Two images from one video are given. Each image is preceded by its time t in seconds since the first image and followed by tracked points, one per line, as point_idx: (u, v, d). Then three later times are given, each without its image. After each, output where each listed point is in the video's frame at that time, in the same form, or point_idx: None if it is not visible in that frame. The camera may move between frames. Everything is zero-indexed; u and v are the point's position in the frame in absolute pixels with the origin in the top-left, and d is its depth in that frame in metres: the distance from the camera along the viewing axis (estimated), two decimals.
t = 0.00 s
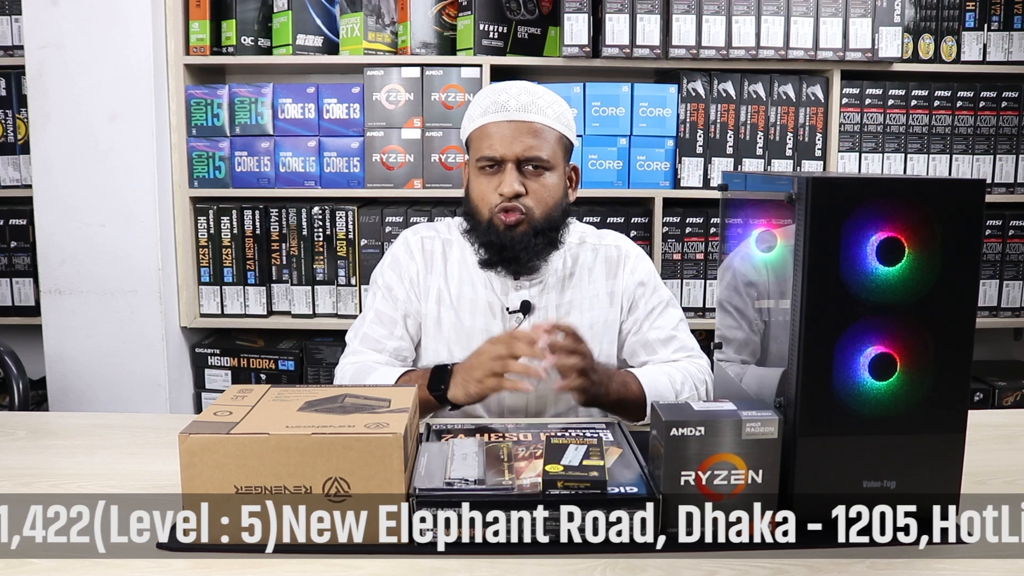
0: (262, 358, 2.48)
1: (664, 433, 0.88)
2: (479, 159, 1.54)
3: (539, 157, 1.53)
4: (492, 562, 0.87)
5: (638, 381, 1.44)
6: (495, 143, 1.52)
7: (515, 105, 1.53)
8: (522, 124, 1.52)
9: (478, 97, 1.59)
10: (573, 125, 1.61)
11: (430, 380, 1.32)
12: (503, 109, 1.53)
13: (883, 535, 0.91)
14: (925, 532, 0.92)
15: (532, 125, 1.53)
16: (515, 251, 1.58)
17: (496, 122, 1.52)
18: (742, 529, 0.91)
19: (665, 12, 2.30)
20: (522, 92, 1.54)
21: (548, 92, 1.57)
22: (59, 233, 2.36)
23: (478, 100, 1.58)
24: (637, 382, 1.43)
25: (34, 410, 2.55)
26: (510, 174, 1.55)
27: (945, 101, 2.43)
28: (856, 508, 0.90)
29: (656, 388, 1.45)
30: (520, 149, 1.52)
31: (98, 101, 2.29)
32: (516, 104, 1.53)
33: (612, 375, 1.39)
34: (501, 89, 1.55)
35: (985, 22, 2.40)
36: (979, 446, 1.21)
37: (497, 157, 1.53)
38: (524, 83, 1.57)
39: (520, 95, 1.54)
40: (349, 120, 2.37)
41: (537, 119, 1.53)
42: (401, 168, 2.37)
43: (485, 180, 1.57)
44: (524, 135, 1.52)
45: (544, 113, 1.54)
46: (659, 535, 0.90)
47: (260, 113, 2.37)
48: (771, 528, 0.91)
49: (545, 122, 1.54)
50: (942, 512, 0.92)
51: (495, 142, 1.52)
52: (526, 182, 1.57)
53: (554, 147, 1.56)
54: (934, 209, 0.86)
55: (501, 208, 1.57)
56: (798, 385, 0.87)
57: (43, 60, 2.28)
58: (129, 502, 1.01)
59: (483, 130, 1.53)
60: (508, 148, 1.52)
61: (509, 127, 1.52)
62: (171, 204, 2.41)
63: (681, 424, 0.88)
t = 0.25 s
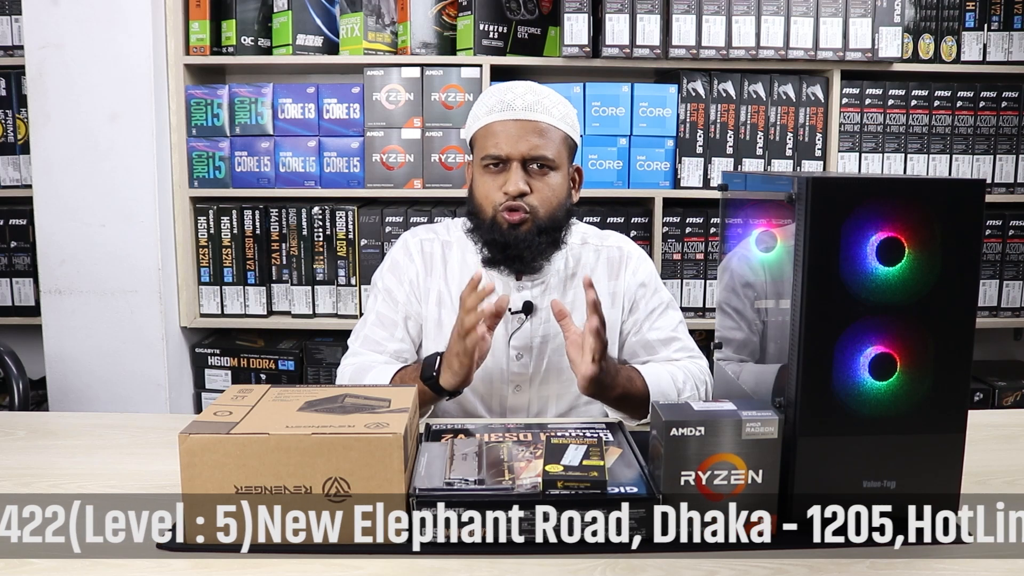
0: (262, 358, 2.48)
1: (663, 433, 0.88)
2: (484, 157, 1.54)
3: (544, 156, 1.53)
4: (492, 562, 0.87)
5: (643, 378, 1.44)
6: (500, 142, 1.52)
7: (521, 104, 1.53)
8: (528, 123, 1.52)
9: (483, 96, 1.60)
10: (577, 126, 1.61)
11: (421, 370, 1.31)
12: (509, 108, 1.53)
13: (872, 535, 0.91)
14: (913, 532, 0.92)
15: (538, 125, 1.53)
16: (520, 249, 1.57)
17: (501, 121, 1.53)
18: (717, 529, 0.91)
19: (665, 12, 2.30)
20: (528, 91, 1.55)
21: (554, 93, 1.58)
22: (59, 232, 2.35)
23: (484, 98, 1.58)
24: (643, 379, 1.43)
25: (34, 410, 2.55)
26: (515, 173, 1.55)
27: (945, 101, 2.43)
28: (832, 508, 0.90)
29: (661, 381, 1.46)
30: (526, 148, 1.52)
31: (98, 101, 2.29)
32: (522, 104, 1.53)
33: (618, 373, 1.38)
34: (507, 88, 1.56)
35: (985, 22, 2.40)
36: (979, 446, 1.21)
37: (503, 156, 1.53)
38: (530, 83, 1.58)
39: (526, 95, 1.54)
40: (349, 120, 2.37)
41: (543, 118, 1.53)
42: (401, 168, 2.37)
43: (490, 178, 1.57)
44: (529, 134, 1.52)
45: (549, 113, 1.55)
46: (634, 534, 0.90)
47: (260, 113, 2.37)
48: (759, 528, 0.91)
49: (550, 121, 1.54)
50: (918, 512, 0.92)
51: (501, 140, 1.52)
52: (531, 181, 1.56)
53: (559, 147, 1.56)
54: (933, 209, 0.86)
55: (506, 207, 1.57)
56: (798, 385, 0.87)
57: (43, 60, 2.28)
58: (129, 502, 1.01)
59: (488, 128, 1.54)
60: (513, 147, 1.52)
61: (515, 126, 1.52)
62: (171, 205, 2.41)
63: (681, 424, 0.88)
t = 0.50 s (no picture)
0: (262, 357, 2.48)
1: (664, 433, 0.88)
2: (476, 153, 1.55)
3: (535, 152, 1.54)
4: (492, 562, 0.87)
5: (635, 383, 1.44)
6: (491, 137, 1.53)
7: (511, 101, 1.53)
8: (519, 119, 1.53)
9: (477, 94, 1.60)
10: (570, 124, 1.62)
11: (436, 379, 1.30)
12: (500, 104, 1.53)
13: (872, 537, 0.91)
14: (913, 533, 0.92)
15: (529, 120, 1.53)
16: (513, 247, 1.58)
17: (493, 117, 1.53)
18: (693, 529, 0.90)
19: (665, 12, 2.30)
20: (519, 88, 1.55)
21: (546, 90, 1.58)
22: (59, 232, 2.36)
23: (477, 96, 1.58)
24: (633, 383, 1.43)
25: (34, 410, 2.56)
26: (506, 168, 1.55)
27: (945, 101, 2.43)
28: (805, 509, 0.90)
29: (655, 388, 1.44)
30: (517, 143, 1.53)
31: (99, 101, 2.29)
32: (513, 100, 1.53)
33: (604, 379, 1.40)
34: (499, 86, 1.56)
35: (985, 22, 2.40)
36: (979, 446, 1.21)
37: (493, 152, 1.53)
38: (522, 81, 1.58)
39: (517, 91, 1.54)
40: (349, 120, 2.37)
41: (534, 114, 1.53)
42: (401, 168, 2.37)
43: (482, 175, 1.57)
44: (520, 129, 1.52)
45: (541, 109, 1.55)
46: (610, 535, 0.89)
47: (260, 113, 2.37)
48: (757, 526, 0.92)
49: (541, 117, 1.54)
50: (919, 512, 0.92)
51: (492, 136, 1.53)
52: (523, 176, 1.56)
53: (550, 143, 1.56)
54: (934, 209, 0.86)
55: (498, 203, 1.58)
56: (798, 385, 0.87)
57: (43, 60, 2.28)
58: (129, 502, 1.01)
59: (480, 125, 1.54)
60: (504, 143, 1.53)
61: (507, 122, 1.52)
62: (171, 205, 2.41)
63: (681, 424, 0.88)
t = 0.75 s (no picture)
0: (262, 357, 2.48)
1: (663, 433, 0.88)
2: (468, 152, 1.55)
3: (527, 148, 1.54)
4: (492, 562, 0.87)
5: (625, 391, 1.42)
6: (482, 135, 1.53)
7: (502, 99, 1.54)
8: (510, 116, 1.53)
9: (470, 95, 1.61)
10: (564, 121, 1.62)
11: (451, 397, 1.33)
12: (491, 102, 1.54)
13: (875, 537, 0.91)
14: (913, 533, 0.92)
15: (520, 117, 1.53)
16: (507, 246, 1.56)
17: (483, 115, 1.54)
18: (669, 530, 0.90)
19: (665, 12, 2.30)
20: (510, 87, 1.55)
21: (538, 87, 1.58)
22: (58, 232, 2.35)
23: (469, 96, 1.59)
24: (623, 391, 1.42)
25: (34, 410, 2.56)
26: (498, 165, 1.55)
27: (945, 101, 2.43)
28: (782, 509, 0.90)
29: (649, 392, 1.44)
30: (508, 140, 1.53)
31: (99, 101, 2.29)
32: (503, 98, 1.54)
33: (591, 389, 1.39)
34: (490, 85, 1.57)
35: (985, 22, 2.40)
36: (979, 446, 1.21)
37: (484, 150, 1.54)
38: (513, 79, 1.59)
39: (507, 90, 1.55)
40: (349, 120, 2.37)
41: (525, 111, 1.54)
42: (401, 168, 2.37)
43: (474, 173, 1.58)
44: (511, 126, 1.53)
45: (532, 106, 1.55)
46: (586, 536, 0.89)
47: (261, 113, 2.37)
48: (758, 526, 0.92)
49: (532, 114, 1.54)
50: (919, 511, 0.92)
51: (483, 134, 1.53)
52: (515, 173, 1.56)
53: (542, 139, 1.56)
54: (934, 209, 0.86)
55: (492, 202, 1.58)
56: (798, 385, 0.87)
57: (43, 60, 2.28)
58: (129, 502, 1.01)
59: (472, 124, 1.55)
60: (496, 140, 1.53)
61: (498, 119, 1.53)
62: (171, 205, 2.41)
63: (681, 424, 0.88)
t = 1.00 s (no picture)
0: (262, 357, 2.48)
1: (664, 433, 0.88)
2: (471, 156, 1.55)
3: (531, 153, 1.54)
4: (492, 562, 0.87)
5: (625, 391, 1.42)
6: (486, 140, 1.53)
7: (505, 102, 1.53)
8: (513, 120, 1.53)
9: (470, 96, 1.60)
10: (566, 122, 1.61)
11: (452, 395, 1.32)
12: (493, 105, 1.53)
13: (876, 535, 0.91)
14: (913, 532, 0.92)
15: (523, 121, 1.53)
16: (510, 247, 1.57)
17: (486, 119, 1.53)
18: (644, 530, 0.90)
19: (665, 12, 2.30)
20: (512, 89, 1.55)
21: (540, 89, 1.58)
22: (58, 232, 2.35)
23: (470, 99, 1.59)
24: (622, 391, 1.42)
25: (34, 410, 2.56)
26: (502, 170, 1.55)
27: (945, 101, 2.43)
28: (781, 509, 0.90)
29: (650, 392, 1.44)
30: (511, 144, 1.53)
31: (99, 101, 2.29)
32: (506, 101, 1.53)
33: (591, 389, 1.39)
34: (492, 87, 1.56)
35: (985, 22, 2.40)
36: (979, 446, 1.21)
37: (488, 154, 1.53)
38: (515, 81, 1.58)
39: (510, 92, 1.54)
40: (349, 120, 2.37)
41: (528, 115, 1.53)
42: (401, 168, 2.37)
43: (477, 177, 1.58)
44: (515, 131, 1.53)
45: (534, 109, 1.55)
46: (560, 535, 0.90)
47: (260, 113, 2.37)
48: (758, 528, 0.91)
49: (535, 117, 1.54)
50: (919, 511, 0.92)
51: (486, 138, 1.53)
52: (519, 177, 1.57)
53: (545, 143, 1.56)
54: (934, 209, 0.86)
55: (495, 205, 1.58)
56: (798, 385, 0.87)
57: (43, 60, 2.28)
58: (129, 502, 1.01)
59: (474, 127, 1.54)
60: (499, 144, 1.53)
61: (501, 123, 1.52)
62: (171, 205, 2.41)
63: (681, 424, 0.88)
